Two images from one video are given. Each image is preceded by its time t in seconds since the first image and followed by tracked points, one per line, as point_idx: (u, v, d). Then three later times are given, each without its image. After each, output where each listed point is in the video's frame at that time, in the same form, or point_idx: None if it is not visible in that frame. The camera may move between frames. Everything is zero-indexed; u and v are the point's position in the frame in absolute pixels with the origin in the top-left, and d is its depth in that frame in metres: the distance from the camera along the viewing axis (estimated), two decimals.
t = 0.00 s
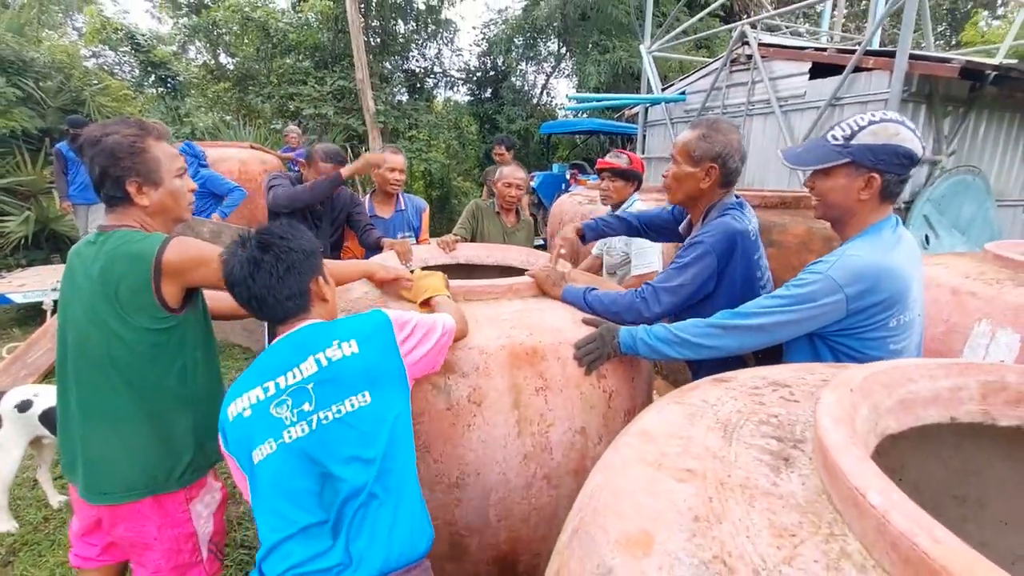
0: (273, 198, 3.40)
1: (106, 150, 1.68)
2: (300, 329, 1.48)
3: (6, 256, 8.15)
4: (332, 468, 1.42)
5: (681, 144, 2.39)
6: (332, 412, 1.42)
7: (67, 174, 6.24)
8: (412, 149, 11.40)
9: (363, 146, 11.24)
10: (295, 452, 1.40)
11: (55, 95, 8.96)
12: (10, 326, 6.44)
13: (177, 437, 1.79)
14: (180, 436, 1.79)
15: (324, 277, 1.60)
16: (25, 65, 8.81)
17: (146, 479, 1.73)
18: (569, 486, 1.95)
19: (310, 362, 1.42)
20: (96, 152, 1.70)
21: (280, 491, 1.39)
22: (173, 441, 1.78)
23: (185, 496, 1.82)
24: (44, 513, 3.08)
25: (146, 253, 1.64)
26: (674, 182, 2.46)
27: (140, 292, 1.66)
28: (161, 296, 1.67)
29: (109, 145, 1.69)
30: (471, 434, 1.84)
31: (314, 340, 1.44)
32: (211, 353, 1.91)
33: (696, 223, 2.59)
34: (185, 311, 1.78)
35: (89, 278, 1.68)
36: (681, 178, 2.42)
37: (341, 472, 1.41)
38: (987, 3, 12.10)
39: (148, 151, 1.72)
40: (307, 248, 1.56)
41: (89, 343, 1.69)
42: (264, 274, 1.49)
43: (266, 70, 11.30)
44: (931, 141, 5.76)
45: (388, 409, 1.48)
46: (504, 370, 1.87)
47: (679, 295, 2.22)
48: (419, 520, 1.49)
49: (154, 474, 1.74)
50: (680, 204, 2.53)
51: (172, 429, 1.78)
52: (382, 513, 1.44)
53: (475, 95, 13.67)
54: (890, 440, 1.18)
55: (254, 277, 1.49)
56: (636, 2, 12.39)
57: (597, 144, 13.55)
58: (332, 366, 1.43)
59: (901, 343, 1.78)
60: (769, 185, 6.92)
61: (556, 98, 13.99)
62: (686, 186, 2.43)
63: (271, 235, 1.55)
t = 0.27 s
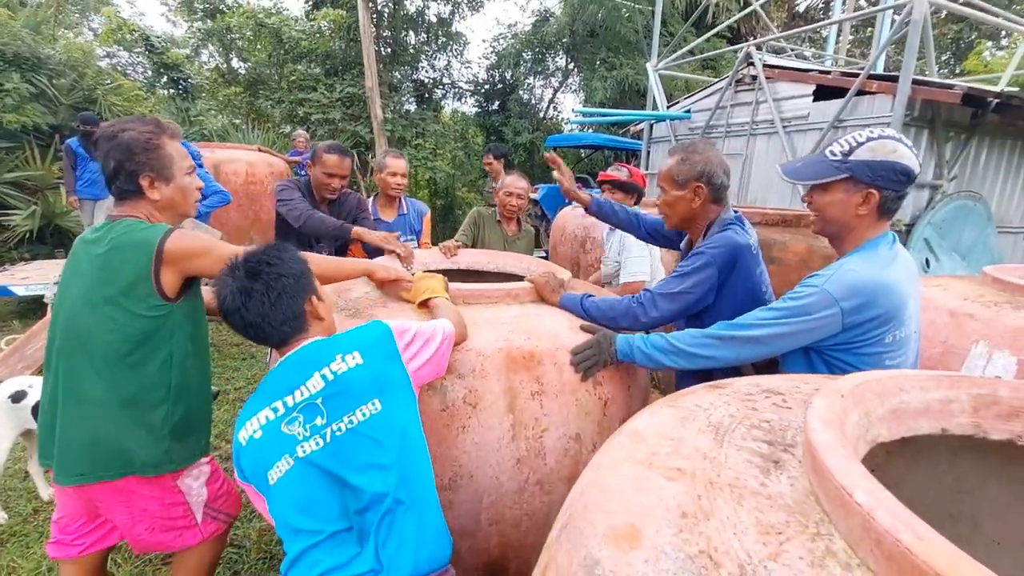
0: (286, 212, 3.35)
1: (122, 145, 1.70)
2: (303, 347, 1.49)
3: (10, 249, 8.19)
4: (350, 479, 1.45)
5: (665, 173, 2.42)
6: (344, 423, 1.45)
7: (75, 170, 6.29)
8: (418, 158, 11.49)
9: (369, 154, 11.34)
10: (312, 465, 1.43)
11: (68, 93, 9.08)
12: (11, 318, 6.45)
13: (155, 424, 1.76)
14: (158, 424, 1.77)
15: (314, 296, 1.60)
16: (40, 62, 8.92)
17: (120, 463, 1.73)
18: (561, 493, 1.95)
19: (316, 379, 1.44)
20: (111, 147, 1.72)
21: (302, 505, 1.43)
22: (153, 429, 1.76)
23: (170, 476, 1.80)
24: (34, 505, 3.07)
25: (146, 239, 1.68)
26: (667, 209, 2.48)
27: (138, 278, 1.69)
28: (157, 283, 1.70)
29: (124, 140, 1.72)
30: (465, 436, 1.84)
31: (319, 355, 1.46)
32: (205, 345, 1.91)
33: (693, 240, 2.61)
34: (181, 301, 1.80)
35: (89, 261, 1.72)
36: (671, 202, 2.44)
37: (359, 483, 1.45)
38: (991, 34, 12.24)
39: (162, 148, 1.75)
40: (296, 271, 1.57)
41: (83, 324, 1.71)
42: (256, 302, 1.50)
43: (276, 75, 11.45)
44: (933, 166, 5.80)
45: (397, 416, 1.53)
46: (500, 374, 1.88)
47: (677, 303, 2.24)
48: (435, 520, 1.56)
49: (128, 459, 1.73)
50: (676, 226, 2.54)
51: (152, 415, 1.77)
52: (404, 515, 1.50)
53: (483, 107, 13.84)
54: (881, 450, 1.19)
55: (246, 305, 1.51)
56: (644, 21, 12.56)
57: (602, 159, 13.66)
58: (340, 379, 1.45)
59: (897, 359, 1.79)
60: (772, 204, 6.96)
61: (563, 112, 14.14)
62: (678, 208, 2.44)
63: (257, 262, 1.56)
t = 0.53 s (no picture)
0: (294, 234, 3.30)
1: (141, 145, 1.73)
2: (308, 364, 1.55)
3: (15, 250, 8.24)
4: (359, 489, 1.54)
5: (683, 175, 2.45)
6: (352, 437, 1.53)
7: (83, 172, 6.35)
8: (422, 166, 11.57)
9: (374, 161, 11.44)
10: (324, 479, 1.53)
11: (78, 98, 9.18)
12: (14, 318, 6.48)
13: (164, 421, 1.81)
14: (168, 421, 1.82)
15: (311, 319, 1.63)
16: (51, 66, 9.03)
17: (128, 459, 1.75)
18: (559, 498, 1.95)
19: (322, 396, 1.51)
20: (129, 146, 1.74)
21: (316, 518, 1.52)
22: (160, 426, 1.80)
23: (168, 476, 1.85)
24: (32, 504, 3.07)
25: (157, 238, 1.71)
26: (677, 210, 2.52)
27: (148, 276, 1.72)
28: (170, 281, 1.75)
29: (142, 140, 1.75)
30: (463, 438, 1.85)
31: (322, 373, 1.52)
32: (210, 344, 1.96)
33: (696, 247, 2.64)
34: (190, 299, 1.84)
35: (99, 260, 1.74)
36: (686, 205, 2.47)
37: (370, 494, 1.53)
38: (992, 52, 12.33)
39: (178, 150, 1.80)
40: (291, 292, 1.61)
41: (92, 322, 1.74)
42: (257, 326, 1.54)
43: (284, 83, 11.58)
44: (934, 181, 5.82)
45: (403, 428, 1.59)
46: (499, 377, 1.89)
47: (678, 312, 2.25)
48: (443, 525, 1.63)
49: (136, 455, 1.76)
50: (681, 231, 2.58)
51: (161, 412, 1.81)
52: (411, 521, 1.58)
53: (487, 117, 13.95)
54: (875, 454, 1.20)
55: (248, 330, 1.55)
56: (648, 35, 12.69)
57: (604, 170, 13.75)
58: (345, 395, 1.52)
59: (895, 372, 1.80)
60: (773, 217, 6.99)
61: (567, 123, 14.24)
62: (688, 214, 2.49)
63: (255, 287, 1.60)
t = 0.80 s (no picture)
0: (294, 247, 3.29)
1: (158, 139, 1.75)
2: (318, 363, 1.56)
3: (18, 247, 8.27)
4: (372, 485, 1.56)
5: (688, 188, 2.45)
6: (364, 435, 1.55)
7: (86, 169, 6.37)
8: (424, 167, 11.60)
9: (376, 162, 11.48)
10: (337, 474, 1.54)
11: (81, 95, 9.23)
12: (16, 314, 6.50)
13: (173, 414, 1.82)
14: (176, 414, 1.83)
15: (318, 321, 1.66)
16: (55, 64, 9.05)
17: (138, 451, 1.77)
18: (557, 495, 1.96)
19: (333, 396, 1.52)
20: (145, 140, 1.76)
21: (331, 513, 1.54)
22: (169, 419, 1.81)
23: (177, 467, 1.87)
24: (33, 498, 3.08)
25: (168, 233, 1.72)
26: (683, 222, 2.53)
27: (161, 272, 1.74)
28: (180, 277, 1.76)
29: (158, 134, 1.76)
30: (463, 433, 1.86)
31: (332, 373, 1.53)
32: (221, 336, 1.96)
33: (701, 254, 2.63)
34: (202, 295, 1.85)
35: (114, 253, 1.76)
36: (692, 216, 2.47)
37: (382, 491, 1.55)
38: (994, 59, 12.34)
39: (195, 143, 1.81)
40: (299, 291, 1.63)
41: (107, 314, 1.76)
42: (268, 324, 1.55)
43: (287, 83, 11.63)
44: (935, 186, 5.83)
45: (413, 427, 1.62)
46: (499, 373, 1.90)
47: (683, 316, 2.25)
48: (452, 518, 1.66)
49: (145, 447, 1.78)
50: (687, 240, 2.58)
51: (170, 405, 1.82)
52: (422, 515, 1.60)
53: (489, 118, 13.98)
54: (872, 452, 1.21)
55: (258, 329, 1.56)
56: (650, 38, 12.72)
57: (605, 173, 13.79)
58: (356, 396, 1.54)
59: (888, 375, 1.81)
60: (774, 220, 7.00)
61: (569, 125, 14.27)
62: (694, 225, 2.49)
63: (264, 286, 1.61)
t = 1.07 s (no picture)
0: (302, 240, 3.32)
1: (188, 156, 1.85)
2: (328, 363, 1.57)
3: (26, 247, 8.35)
4: (379, 486, 1.57)
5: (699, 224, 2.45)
6: (373, 438, 1.56)
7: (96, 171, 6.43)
8: (430, 168, 11.62)
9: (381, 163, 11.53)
10: (347, 476, 1.55)
11: (90, 97, 9.30)
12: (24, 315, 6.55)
13: (183, 416, 1.95)
14: (187, 417, 1.96)
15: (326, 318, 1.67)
16: (64, 67, 9.12)
17: (144, 449, 1.90)
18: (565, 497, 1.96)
19: (343, 399, 1.53)
20: (176, 157, 1.86)
21: (339, 512, 1.55)
22: (179, 419, 1.94)
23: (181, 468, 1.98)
24: (42, 498, 3.10)
25: (211, 246, 1.85)
26: (698, 257, 2.53)
27: (201, 280, 1.87)
28: (215, 288, 1.88)
29: (189, 151, 1.86)
30: (471, 436, 1.87)
31: (342, 376, 1.54)
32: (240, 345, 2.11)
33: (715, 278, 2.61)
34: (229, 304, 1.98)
35: (150, 258, 1.89)
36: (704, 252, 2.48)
37: (390, 494, 1.56)
38: (1002, 60, 12.26)
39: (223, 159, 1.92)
40: (309, 290, 1.64)
41: (140, 313, 1.89)
42: (277, 322, 1.56)
43: (293, 85, 11.69)
44: (943, 188, 5.80)
45: (421, 430, 1.63)
46: (506, 376, 1.91)
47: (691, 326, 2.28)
48: (457, 519, 1.67)
49: (155, 445, 1.91)
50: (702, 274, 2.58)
51: (181, 407, 1.95)
52: (428, 516, 1.62)
53: (494, 120, 14.02)
54: (882, 458, 1.21)
55: (268, 326, 1.57)
56: (656, 39, 12.72)
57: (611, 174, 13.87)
58: (366, 399, 1.54)
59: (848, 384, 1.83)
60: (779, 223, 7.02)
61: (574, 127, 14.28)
62: (708, 258, 2.49)
63: (275, 284, 1.63)
